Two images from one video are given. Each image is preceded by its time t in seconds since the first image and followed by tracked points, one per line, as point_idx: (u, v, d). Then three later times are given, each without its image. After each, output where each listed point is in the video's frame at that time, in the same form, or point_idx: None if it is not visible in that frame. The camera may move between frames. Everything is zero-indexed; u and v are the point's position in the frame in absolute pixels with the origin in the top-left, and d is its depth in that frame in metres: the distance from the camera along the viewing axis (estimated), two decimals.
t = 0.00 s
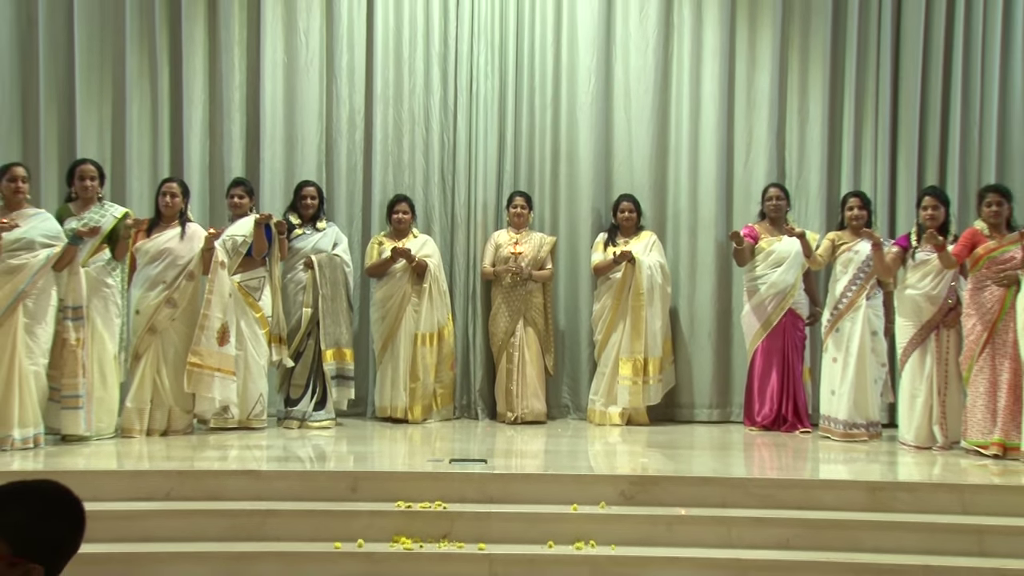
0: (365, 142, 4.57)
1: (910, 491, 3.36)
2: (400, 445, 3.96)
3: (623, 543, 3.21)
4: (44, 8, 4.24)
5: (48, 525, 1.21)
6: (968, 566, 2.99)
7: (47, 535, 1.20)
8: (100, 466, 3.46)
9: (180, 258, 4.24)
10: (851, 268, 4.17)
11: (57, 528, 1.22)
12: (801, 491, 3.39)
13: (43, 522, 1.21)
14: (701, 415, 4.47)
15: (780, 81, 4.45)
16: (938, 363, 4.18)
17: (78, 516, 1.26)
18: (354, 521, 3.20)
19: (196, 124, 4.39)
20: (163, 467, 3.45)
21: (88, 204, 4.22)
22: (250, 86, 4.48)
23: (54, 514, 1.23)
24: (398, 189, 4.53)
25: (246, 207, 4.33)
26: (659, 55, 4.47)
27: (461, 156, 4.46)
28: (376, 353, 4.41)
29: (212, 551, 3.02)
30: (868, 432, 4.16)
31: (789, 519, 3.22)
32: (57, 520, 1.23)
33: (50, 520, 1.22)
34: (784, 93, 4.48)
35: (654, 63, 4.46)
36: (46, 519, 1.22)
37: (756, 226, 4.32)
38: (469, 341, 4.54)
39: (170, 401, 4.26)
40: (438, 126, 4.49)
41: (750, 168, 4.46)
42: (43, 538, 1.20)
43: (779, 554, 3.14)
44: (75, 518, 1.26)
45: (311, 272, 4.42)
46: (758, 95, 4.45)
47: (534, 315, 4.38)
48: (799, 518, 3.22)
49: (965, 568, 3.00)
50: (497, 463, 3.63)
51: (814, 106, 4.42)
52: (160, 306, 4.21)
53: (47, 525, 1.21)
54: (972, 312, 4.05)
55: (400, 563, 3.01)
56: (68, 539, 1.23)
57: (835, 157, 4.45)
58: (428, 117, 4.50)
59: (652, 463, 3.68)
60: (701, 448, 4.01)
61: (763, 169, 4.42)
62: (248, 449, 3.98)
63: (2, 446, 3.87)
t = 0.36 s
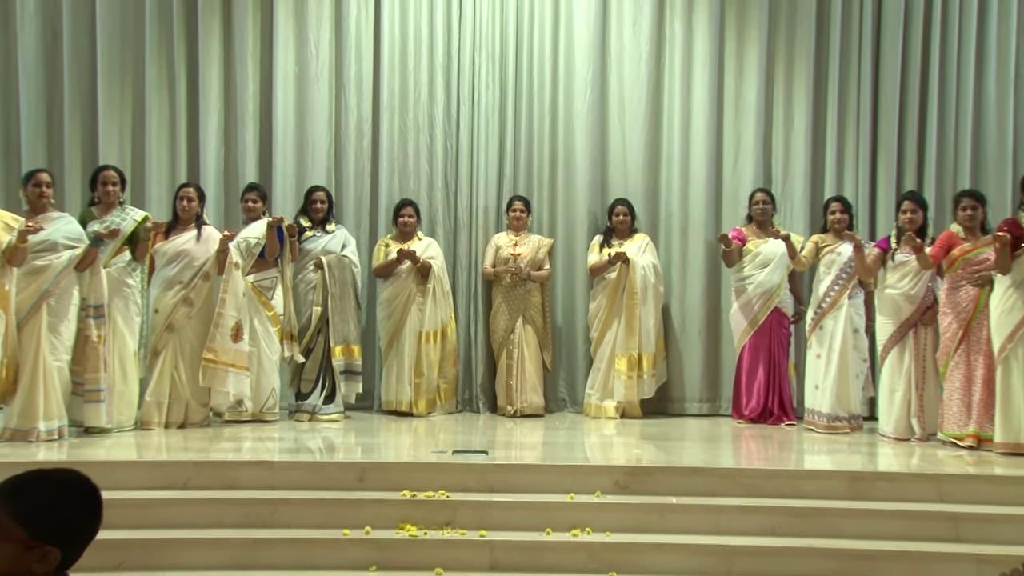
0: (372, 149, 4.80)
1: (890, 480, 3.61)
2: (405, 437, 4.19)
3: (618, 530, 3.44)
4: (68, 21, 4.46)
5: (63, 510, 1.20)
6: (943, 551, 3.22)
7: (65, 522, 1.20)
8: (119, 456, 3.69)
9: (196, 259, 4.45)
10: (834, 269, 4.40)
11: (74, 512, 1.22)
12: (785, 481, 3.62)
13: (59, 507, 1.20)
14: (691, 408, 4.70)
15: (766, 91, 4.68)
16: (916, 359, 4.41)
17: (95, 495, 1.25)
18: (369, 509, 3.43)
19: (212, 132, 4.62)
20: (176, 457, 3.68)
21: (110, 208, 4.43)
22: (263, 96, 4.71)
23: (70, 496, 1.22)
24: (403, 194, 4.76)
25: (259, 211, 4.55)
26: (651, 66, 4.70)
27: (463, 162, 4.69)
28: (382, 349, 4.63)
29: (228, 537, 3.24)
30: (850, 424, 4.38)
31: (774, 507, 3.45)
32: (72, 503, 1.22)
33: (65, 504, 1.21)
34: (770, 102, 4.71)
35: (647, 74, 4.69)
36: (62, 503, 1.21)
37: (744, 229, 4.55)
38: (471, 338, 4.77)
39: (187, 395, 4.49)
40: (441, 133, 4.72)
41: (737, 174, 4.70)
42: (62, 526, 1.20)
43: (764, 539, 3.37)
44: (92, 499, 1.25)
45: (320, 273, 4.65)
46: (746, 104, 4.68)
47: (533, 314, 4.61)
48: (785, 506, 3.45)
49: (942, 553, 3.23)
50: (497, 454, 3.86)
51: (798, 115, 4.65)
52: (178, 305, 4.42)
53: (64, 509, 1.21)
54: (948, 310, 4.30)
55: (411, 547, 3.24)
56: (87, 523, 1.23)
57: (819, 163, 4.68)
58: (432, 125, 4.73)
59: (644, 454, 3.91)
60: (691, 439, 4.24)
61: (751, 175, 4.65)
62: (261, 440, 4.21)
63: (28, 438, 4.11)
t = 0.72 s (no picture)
0: (379, 150, 5.03)
1: (871, 464, 3.85)
2: (410, 424, 4.43)
3: (612, 512, 3.67)
4: (89, 30, 4.69)
5: (65, 494, 1.39)
6: (919, 531, 3.46)
7: (69, 505, 1.39)
8: (138, 443, 3.93)
9: (211, 254, 4.66)
10: (819, 264, 4.63)
11: (79, 496, 1.40)
12: (771, 465, 3.85)
13: (61, 491, 1.39)
14: (683, 396, 4.94)
15: (754, 96, 4.91)
16: (896, 350, 4.64)
17: (99, 477, 1.43)
18: (380, 492, 3.67)
19: (227, 134, 4.86)
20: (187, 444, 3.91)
21: (130, 206, 4.67)
22: (275, 100, 4.94)
23: (70, 480, 1.40)
24: (409, 192, 5.00)
25: (271, 208, 4.78)
26: (645, 72, 4.94)
27: (465, 163, 4.93)
28: (388, 340, 4.86)
29: (243, 519, 3.48)
30: (832, 412, 4.62)
31: (760, 490, 3.68)
32: (73, 486, 1.40)
33: (64, 487, 1.39)
34: (758, 106, 4.94)
35: (640, 79, 4.92)
36: (63, 486, 1.40)
37: (732, 226, 4.78)
38: (473, 330, 5.01)
39: (204, 384, 4.71)
40: (445, 135, 4.95)
41: (726, 174, 4.93)
42: (68, 507, 1.39)
43: (750, 521, 3.60)
44: (96, 483, 1.43)
45: (330, 268, 4.88)
46: (735, 108, 4.91)
47: (532, 307, 4.84)
48: (770, 490, 3.68)
49: (917, 533, 3.47)
50: (498, 440, 4.09)
51: (784, 117, 4.88)
52: (194, 298, 4.64)
53: (67, 493, 1.39)
54: (926, 304, 4.53)
55: (418, 528, 3.49)
56: (94, 503, 1.42)
57: (804, 164, 4.91)
58: (435, 128, 4.96)
59: (638, 440, 4.14)
60: (682, 426, 4.47)
61: (739, 175, 4.89)
62: (273, 427, 4.44)
63: (53, 425, 4.36)
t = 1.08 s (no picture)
0: (385, 144, 5.27)
1: (853, 444, 4.09)
2: (415, 405, 4.66)
3: (607, 489, 3.92)
4: (109, 30, 4.92)
5: (68, 471, 1.37)
6: (898, 507, 3.70)
7: (73, 483, 1.37)
8: (154, 423, 4.18)
9: (224, 244, 4.89)
10: (804, 255, 4.85)
11: (83, 472, 1.38)
12: (758, 445, 4.10)
13: (63, 469, 1.36)
14: (675, 379, 5.19)
15: (743, 94, 5.14)
16: (878, 335, 4.89)
17: (101, 451, 1.41)
18: (390, 470, 3.91)
19: (240, 129, 5.09)
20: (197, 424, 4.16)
21: (147, 198, 4.91)
22: (285, 97, 5.17)
23: (71, 456, 1.38)
24: (413, 185, 5.23)
25: (282, 200, 5.01)
26: (639, 70, 5.16)
27: (467, 157, 5.16)
28: (394, 326, 5.09)
29: (255, 496, 3.73)
30: (817, 394, 4.86)
31: (748, 469, 3.92)
32: (76, 463, 1.38)
33: (66, 464, 1.36)
34: (746, 103, 5.17)
35: (634, 76, 5.14)
36: (65, 464, 1.37)
37: (722, 217, 5.01)
38: (475, 316, 5.25)
39: (218, 367, 4.94)
40: (448, 131, 5.18)
41: (716, 168, 5.17)
42: (72, 485, 1.36)
43: (739, 498, 3.84)
44: (99, 460, 1.41)
45: (338, 257, 5.12)
46: (724, 105, 5.14)
47: (531, 295, 5.08)
48: (756, 468, 3.92)
49: (898, 509, 3.71)
50: (498, 421, 4.32)
51: (772, 114, 5.11)
52: (208, 286, 4.86)
53: (69, 470, 1.37)
54: (906, 291, 4.77)
55: (423, 505, 3.73)
56: (99, 478, 1.40)
57: (790, 158, 5.14)
58: (438, 123, 5.18)
59: (632, 421, 4.39)
60: (674, 408, 4.72)
61: (728, 169, 5.13)
62: (284, 408, 4.67)
63: (76, 406, 4.58)
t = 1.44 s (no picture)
0: (390, 144, 5.50)
1: (836, 430, 4.34)
2: (419, 393, 4.91)
3: (602, 473, 4.16)
4: (128, 36, 5.17)
5: (67, 452, 1.48)
6: (881, 490, 3.95)
7: (72, 462, 1.48)
8: (171, 410, 4.45)
9: (237, 240, 5.09)
10: (791, 249, 5.08)
11: (82, 453, 1.49)
12: (745, 431, 4.35)
13: (64, 450, 1.48)
14: (667, 368, 5.44)
15: (732, 96, 5.38)
16: (860, 326, 5.14)
17: (101, 436, 1.52)
18: (399, 455, 4.15)
19: (252, 129, 5.33)
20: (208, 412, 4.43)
21: (164, 196, 5.15)
22: (295, 99, 5.42)
23: (72, 438, 1.49)
24: (417, 183, 5.47)
25: (292, 197, 5.24)
26: (633, 73, 5.40)
27: (469, 157, 5.40)
28: (399, 317, 5.33)
29: (268, 479, 3.98)
30: (802, 383, 5.10)
31: (737, 454, 4.17)
32: (76, 445, 1.49)
33: (66, 445, 1.48)
34: (736, 105, 5.41)
35: (629, 79, 5.38)
36: (67, 445, 1.49)
37: (713, 214, 5.25)
38: (477, 308, 5.50)
39: (231, 356, 5.17)
40: (450, 131, 5.43)
41: (707, 167, 5.41)
42: (71, 465, 1.47)
43: (728, 481, 4.09)
44: (100, 443, 1.52)
45: (345, 252, 5.35)
46: (715, 106, 5.38)
47: (530, 288, 5.32)
48: (745, 454, 4.17)
49: (879, 492, 3.96)
50: (499, 408, 4.57)
51: (760, 115, 5.34)
52: (221, 279, 5.06)
53: (69, 450, 1.48)
54: (886, 285, 5.03)
55: (424, 488, 3.98)
56: (98, 460, 1.51)
57: (777, 157, 5.39)
58: (441, 124, 5.42)
59: (626, 408, 4.63)
60: (666, 396, 4.96)
61: (718, 168, 5.37)
62: (295, 396, 4.91)
63: (97, 393, 4.82)
